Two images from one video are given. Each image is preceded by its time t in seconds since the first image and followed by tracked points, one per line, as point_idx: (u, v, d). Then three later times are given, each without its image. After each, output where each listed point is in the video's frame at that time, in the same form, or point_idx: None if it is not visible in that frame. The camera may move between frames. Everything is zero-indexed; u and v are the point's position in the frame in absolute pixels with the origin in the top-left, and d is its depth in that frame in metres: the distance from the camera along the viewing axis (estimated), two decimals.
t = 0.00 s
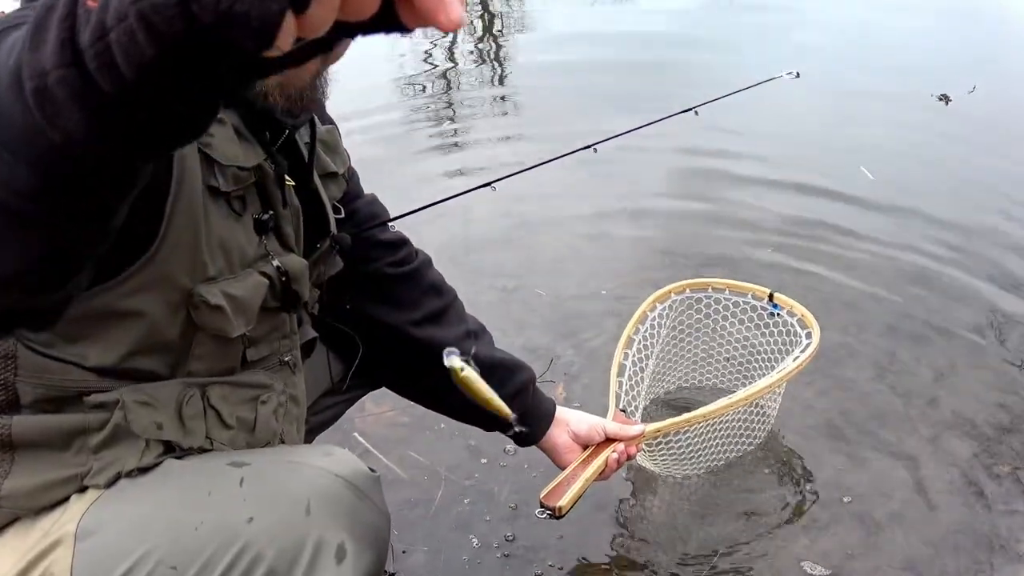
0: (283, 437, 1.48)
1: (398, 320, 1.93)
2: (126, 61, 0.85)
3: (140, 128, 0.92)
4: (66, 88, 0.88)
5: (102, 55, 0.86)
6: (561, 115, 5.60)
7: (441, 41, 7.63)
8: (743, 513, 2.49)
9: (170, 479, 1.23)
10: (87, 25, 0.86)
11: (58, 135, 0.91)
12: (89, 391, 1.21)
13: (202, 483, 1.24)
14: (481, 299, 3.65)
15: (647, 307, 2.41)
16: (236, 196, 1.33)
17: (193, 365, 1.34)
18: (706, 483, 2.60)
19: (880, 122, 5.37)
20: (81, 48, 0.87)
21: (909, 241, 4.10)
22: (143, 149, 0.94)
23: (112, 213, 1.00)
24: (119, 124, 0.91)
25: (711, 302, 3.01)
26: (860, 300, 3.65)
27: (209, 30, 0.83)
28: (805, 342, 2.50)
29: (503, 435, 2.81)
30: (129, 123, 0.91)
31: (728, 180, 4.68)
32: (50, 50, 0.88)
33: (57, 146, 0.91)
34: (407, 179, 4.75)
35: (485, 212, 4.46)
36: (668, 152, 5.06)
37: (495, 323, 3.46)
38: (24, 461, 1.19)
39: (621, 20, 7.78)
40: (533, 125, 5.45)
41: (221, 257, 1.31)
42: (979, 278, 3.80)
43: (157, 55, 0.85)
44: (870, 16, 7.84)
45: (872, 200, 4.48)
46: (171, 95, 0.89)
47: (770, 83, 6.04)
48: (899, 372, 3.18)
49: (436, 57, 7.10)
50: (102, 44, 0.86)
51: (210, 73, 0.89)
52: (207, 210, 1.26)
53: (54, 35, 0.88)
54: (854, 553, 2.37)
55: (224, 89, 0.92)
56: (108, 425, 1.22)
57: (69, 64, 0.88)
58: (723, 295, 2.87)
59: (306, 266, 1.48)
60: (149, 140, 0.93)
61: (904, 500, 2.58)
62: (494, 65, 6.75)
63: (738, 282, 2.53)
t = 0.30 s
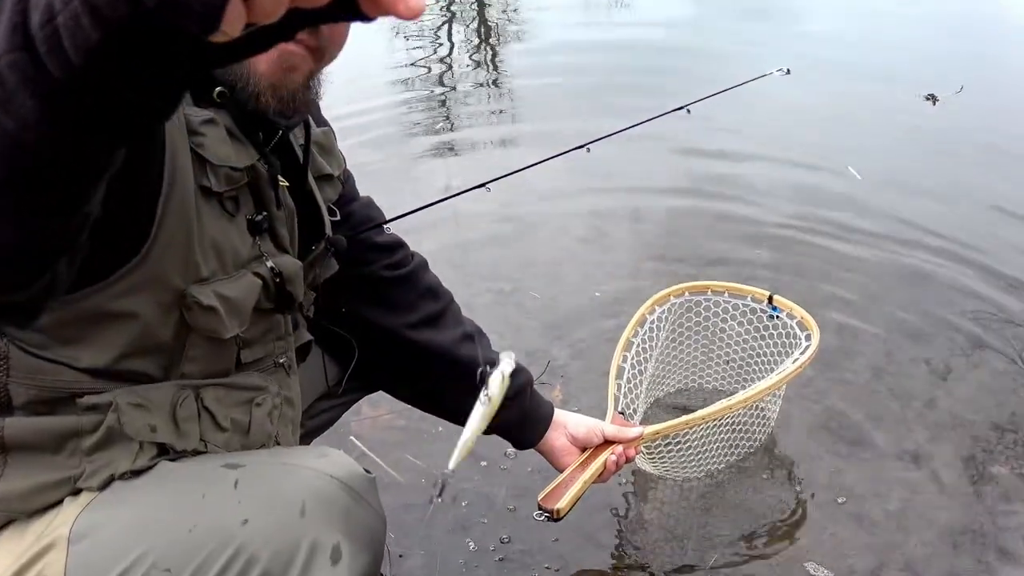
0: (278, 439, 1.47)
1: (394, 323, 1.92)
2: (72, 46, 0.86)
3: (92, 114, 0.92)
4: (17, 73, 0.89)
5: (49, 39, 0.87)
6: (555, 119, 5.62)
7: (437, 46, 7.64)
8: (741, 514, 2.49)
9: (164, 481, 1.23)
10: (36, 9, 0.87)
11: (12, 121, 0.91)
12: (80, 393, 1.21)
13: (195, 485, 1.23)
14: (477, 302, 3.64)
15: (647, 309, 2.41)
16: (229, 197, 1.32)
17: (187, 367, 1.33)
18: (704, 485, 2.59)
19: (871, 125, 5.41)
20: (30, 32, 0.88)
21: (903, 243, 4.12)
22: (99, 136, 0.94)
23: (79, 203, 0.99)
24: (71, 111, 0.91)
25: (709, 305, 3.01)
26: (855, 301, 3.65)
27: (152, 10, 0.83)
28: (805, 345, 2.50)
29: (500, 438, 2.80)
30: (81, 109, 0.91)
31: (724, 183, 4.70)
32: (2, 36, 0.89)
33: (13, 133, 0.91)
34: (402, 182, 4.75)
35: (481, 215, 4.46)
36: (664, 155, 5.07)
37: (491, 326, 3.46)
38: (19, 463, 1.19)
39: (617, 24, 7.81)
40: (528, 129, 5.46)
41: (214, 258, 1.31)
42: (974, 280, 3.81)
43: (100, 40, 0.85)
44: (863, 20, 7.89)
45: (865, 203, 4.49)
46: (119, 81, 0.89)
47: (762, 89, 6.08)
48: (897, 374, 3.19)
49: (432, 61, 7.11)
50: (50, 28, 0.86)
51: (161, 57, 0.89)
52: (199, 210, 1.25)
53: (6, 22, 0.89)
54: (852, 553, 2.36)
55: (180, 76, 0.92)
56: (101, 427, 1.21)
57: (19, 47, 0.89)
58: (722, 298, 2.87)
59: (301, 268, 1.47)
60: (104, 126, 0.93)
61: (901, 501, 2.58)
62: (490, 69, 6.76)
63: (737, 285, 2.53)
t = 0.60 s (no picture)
0: (276, 438, 1.47)
1: (393, 324, 1.92)
2: (44, 29, 0.81)
3: (65, 101, 0.86)
4: None
5: (19, 21, 0.82)
6: (549, 117, 5.62)
7: (435, 45, 7.64)
8: (740, 514, 2.49)
9: (161, 481, 1.22)
10: None
11: None
12: (77, 390, 1.21)
13: (192, 484, 1.23)
14: (474, 302, 3.64)
15: (646, 308, 2.40)
16: (227, 195, 1.32)
17: (184, 366, 1.33)
18: (703, 485, 2.59)
19: (862, 123, 5.43)
20: None
21: (899, 241, 4.12)
22: (75, 123, 0.88)
23: (58, 196, 0.94)
24: (45, 97, 0.86)
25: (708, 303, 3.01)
26: (851, 300, 3.65)
27: None
28: (806, 345, 2.50)
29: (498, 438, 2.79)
30: (55, 94, 0.86)
31: (723, 182, 4.70)
32: None
33: None
34: (398, 182, 4.75)
35: (480, 215, 4.46)
36: (663, 154, 5.08)
37: (487, 325, 3.46)
38: (16, 462, 1.19)
39: (615, 24, 7.83)
40: (522, 128, 5.46)
41: (211, 257, 1.30)
42: (971, 278, 3.82)
43: (72, 22, 0.80)
44: (860, 19, 7.91)
45: (860, 201, 4.50)
46: (89, 64, 0.84)
47: (753, 88, 6.09)
48: (894, 372, 3.19)
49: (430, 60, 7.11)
50: (20, 11, 0.81)
51: (140, 45, 0.83)
52: (195, 208, 1.24)
53: None
54: (852, 552, 2.36)
55: (162, 64, 0.86)
56: (98, 427, 1.21)
57: None
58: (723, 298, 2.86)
59: (299, 268, 1.47)
60: (80, 112, 0.88)
61: (901, 501, 2.58)
62: (488, 69, 6.76)
63: (738, 284, 2.52)
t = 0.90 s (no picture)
0: (275, 431, 1.47)
1: (392, 318, 1.92)
2: (37, 21, 0.82)
3: (59, 94, 0.86)
4: None
5: (13, 13, 0.83)
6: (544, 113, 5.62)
7: (433, 39, 7.63)
8: (738, 507, 2.49)
9: (160, 474, 1.22)
10: None
11: None
12: (75, 383, 1.21)
13: (192, 477, 1.23)
14: (471, 297, 3.64)
15: (643, 302, 2.40)
16: (225, 188, 1.31)
17: (183, 359, 1.33)
18: (701, 479, 2.60)
19: (855, 117, 5.43)
20: None
21: (894, 236, 4.13)
22: (69, 118, 0.88)
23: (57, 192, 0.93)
24: (38, 90, 0.86)
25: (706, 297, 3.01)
26: (848, 295, 3.66)
27: None
28: (803, 338, 2.50)
29: (497, 433, 2.80)
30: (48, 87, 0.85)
31: (721, 176, 4.70)
32: None
33: None
34: (394, 177, 4.74)
35: (476, 210, 4.46)
36: (661, 149, 5.07)
37: (484, 319, 3.46)
38: (16, 455, 1.19)
39: (611, 18, 7.82)
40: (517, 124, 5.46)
41: (209, 249, 1.30)
42: (966, 272, 3.83)
43: (64, 13, 0.81)
44: (858, 14, 7.90)
45: (855, 196, 4.50)
46: (81, 56, 0.84)
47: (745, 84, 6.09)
48: (891, 366, 3.20)
49: (428, 54, 7.09)
50: (13, 3, 0.82)
51: (134, 37, 0.84)
52: (194, 202, 1.24)
53: None
54: (850, 545, 2.37)
55: (156, 57, 0.86)
56: (98, 419, 1.22)
57: None
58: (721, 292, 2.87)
59: (298, 261, 1.47)
60: (73, 107, 0.87)
61: (899, 494, 2.58)
62: (486, 64, 6.75)
63: (736, 279, 2.52)
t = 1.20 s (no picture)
0: (274, 430, 1.47)
1: (390, 318, 1.92)
2: (34, 8, 0.83)
3: (53, 82, 0.85)
4: None
5: (9, 3, 0.83)
6: (538, 114, 5.63)
7: (430, 38, 7.63)
8: (735, 506, 2.50)
9: (160, 474, 1.23)
10: None
11: None
12: (75, 381, 1.22)
13: (191, 477, 1.23)
14: (468, 297, 3.64)
15: (641, 302, 2.40)
16: (224, 187, 1.31)
17: (182, 359, 1.33)
18: (699, 479, 2.61)
19: (847, 118, 5.44)
20: None
21: (888, 234, 4.14)
22: (63, 107, 0.87)
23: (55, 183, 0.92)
24: (31, 77, 0.85)
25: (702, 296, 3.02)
26: (844, 294, 3.66)
27: None
28: (801, 340, 2.51)
29: (495, 432, 2.80)
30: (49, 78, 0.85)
31: (718, 177, 4.70)
32: None
33: None
34: (390, 177, 4.73)
35: (472, 210, 4.46)
36: (655, 149, 5.08)
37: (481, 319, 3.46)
38: (16, 455, 1.19)
39: (602, 19, 7.83)
40: (511, 124, 5.47)
41: (208, 247, 1.30)
42: (962, 272, 3.84)
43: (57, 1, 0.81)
44: (854, 15, 7.91)
45: (849, 195, 4.51)
46: (75, 44, 0.83)
47: (737, 86, 6.11)
48: (888, 366, 3.20)
49: (425, 53, 7.09)
50: None
51: (127, 25, 0.84)
52: (192, 201, 1.24)
53: None
54: (848, 545, 2.37)
55: (149, 44, 0.85)
56: (97, 419, 1.22)
57: None
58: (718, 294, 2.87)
59: (296, 260, 1.47)
60: (65, 95, 0.86)
61: (896, 494, 2.59)
62: (483, 63, 6.76)
63: (732, 280, 2.53)
